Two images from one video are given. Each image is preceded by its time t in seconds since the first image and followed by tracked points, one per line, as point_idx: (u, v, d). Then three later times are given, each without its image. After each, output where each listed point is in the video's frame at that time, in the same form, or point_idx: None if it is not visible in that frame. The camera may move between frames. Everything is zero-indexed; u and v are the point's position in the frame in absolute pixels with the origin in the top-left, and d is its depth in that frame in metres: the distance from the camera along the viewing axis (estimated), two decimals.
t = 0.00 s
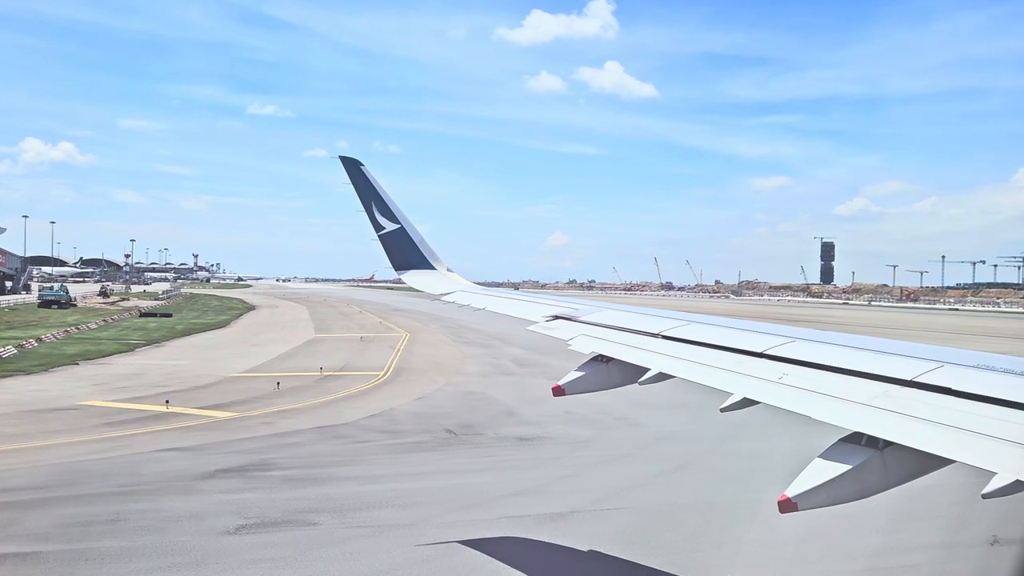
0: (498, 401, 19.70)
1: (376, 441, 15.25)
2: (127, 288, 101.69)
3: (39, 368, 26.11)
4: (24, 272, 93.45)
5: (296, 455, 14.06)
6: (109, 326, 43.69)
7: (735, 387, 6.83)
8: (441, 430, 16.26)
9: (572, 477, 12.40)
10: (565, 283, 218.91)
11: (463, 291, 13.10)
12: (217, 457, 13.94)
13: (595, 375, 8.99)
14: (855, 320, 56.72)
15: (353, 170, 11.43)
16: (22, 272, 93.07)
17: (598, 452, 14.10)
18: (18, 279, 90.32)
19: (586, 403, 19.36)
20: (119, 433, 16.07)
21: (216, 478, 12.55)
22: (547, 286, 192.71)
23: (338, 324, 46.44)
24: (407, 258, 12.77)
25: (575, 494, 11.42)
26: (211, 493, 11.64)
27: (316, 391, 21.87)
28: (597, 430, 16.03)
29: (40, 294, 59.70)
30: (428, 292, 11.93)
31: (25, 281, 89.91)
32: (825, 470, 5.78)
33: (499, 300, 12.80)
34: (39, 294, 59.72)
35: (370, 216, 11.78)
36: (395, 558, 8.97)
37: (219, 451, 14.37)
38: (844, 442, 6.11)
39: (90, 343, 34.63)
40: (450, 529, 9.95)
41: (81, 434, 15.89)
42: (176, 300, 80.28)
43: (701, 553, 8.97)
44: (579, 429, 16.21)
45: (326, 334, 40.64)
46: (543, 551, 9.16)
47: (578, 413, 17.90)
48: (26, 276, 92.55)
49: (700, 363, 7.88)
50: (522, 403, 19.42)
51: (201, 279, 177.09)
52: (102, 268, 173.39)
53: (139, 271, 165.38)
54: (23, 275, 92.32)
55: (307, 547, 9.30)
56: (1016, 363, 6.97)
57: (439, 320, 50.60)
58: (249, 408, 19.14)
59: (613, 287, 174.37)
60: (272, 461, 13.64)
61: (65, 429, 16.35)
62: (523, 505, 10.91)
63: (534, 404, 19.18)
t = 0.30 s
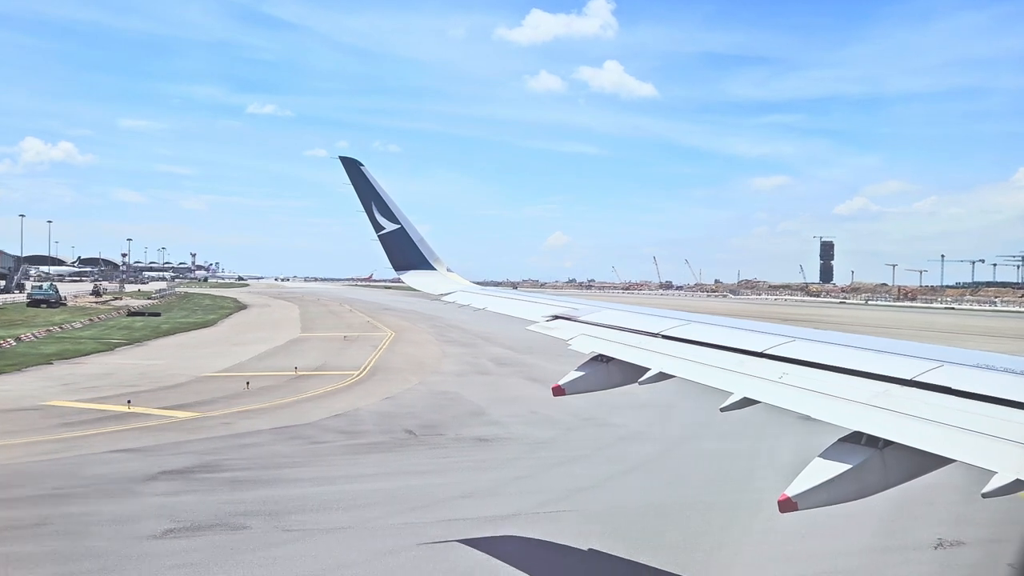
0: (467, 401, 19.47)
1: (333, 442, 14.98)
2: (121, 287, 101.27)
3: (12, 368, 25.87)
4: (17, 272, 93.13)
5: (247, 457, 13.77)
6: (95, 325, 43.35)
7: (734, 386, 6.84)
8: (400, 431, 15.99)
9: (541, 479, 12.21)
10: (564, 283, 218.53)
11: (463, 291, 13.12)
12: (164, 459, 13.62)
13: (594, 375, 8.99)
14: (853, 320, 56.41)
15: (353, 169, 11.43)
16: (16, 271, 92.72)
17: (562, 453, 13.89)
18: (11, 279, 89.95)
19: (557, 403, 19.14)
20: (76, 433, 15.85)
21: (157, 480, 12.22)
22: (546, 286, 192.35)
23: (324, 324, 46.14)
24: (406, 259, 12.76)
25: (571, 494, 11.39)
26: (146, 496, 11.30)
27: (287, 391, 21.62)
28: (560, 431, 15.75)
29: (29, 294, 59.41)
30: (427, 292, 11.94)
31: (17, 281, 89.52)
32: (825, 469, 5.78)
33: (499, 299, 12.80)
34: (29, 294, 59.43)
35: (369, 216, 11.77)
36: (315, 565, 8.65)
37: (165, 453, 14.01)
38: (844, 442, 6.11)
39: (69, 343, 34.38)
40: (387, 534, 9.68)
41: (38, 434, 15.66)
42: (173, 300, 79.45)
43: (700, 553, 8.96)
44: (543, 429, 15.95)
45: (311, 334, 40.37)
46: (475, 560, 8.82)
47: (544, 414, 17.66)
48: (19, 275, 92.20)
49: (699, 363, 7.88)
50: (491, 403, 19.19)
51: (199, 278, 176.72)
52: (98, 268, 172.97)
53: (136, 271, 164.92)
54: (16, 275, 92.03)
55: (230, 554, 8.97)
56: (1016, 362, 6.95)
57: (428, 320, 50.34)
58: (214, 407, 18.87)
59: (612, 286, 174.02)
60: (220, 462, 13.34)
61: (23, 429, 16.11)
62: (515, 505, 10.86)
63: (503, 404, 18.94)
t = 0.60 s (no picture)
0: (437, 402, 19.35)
1: (290, 443, 14.85)
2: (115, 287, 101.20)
3: None
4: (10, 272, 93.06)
5: (201, 458, 13.64)
6: (81, 325, 43.24)
7: (734, 386, 6.83)
8: (359, 432, 15.86)
9: (507, 480, 12.08)
10: (563, 283, 218.61)
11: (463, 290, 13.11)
12: (116, 460, 13.48)
13: (594, 374, 8.99)
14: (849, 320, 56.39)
15: (353, 169, 11.43)
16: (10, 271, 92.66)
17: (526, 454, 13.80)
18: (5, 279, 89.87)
19: (526, 403, 19.05)
20: (34, 433, 15.73)
21: (101, 482, 12.04)
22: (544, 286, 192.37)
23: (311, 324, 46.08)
24: (407, 259, 12.77)
25: (567, 494, 11.39)
26: (81, 499, 11.10)
27: (256, 391, 21.53)
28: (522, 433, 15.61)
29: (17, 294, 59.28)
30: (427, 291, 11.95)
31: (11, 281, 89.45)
32: (825, 469, 5.78)
33: (500, 299, 12.78)
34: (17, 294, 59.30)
35: (369, 215, 11.77)
36: (247, 571, 8.46)
37: (113, 455, 13.84)
38: (844, 441, 6.11)
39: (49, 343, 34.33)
40: (327, 538, 9.50)
41: None
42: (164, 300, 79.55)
43: (699, 552, 8.96)
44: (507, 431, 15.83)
45: (296, 334, 40.35)
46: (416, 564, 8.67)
47: (511, 415, 17.53)
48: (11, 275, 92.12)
49: (700, 363, 7.86)
50: (458, 403, 19.11)
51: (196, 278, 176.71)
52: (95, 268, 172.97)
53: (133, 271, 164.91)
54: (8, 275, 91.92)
55: (151, 559, 8.78)
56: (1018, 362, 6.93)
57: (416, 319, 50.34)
58: (179, 408, 18.76)
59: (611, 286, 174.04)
60: (172, 463, 13.23)
61: None
62: (509, 505, 10.86)
63: (471, 405, 18.82)
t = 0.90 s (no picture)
0: (406, 403, 19.43)
1: (250, 445, 14.80)
2: (108, 288, 101.53)
3: None
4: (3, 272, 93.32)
5: (159, 460, 13.60)
6: (65, 325, 43.36)
7: (733, 385, 6.83)
8: (316, 435, 15.80)
9: (490, 481, 12.10)
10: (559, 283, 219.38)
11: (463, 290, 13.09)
12: (76, 462, 13.47)
13: (594, 374, 8.99)
14: (843, 320, 56.77)
15: (353, 169, 11.43)
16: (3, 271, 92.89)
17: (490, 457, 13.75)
18: None
19: (497, 404, 19.06)
20: None
21: (53, 484, 12.07)
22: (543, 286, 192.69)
23: (298, 324, 46.17)
24: (407, 259, 12.77)
25: (564, 494, 11.39)
26: (34, 500, 11.14)
27: (224, 392, 21.53)
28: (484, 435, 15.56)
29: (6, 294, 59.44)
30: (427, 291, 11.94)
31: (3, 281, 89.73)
32: (826, 469, 5.78)
33: (500, 299, 12.77)
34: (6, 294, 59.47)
35: (369, 215, 11.77)
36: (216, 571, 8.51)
37: (68, 457, 13.83)
38: (844, 441, 6.11)
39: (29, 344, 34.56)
40: (278, 542, 9.46)
41: None
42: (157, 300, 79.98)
43: (698, 553, 8.94)
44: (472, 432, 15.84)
45: (281, 334, 40.53)
46: (369, 568, 8.62)
47: (477, 417, 17.50)
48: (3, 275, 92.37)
49: (700, 363, 7.86)
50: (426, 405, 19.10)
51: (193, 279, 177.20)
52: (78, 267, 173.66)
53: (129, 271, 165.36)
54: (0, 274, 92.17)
55: (86, 562, 8.76)
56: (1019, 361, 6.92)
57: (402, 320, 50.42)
58: (146, 409, 18.78)
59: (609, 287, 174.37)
60: (129, 466, 13.22)
61: None
62: (498, 506, 10.87)
63: (439, 407, 18.82)
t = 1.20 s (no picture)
0: (378, 403, 19.66)
1: (216, 446, 14.87)
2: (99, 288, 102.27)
3: None
4: None
5: (126, 461, 13.63)
6: (49, 325, 43.79)
7: (734, 386, 6.83)
8: (276, 434, 16.02)
9: (472, 481, 12.19)
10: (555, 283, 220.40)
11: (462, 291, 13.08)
12: (42, 462, 13.42)
13: (594, 375, 8.99)
14: (831, 320, 57.58)
15: (353, 170, 11.43)
16: None
17: (461, 458, 13.74)
18: None
19: (466, 406, 18.99)
20: None
21: (14, 482, 12.18)
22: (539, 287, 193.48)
23: (283, 325, 46.28)
24: (407, 259, 12.77)
25: (559, 495, 11.40)
26: None
27: (192, 393, 21.56)
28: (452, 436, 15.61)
29: None
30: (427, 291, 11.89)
31: None
32: (826, 469, 5.78)
33: (501, 299, 12.77)
34: None
35: (368, 215, 11.76)
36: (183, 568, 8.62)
37: (29, 456, 13.95)
38: (843, 442, 6.10)
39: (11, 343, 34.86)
40: (248, 545, 9.40)
41: None
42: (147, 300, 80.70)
43: (698, 553, 8.96)
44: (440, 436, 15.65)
45: (264, 334, 40.84)
46: (342, 568, 8.61)
47: (446, 417, 17.65)
48: None
49: (700, 364, 7.85)
50: (394, 407, 18.99)
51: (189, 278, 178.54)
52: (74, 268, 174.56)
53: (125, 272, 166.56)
54: None
55: (43, 560, 8.80)
56: (1017, 362, 6.93)
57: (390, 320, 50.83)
58: (116, 411, 18.72)
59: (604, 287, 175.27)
60: (95, 466, 13.16)
61: None
62: (484, 506, 10.92)
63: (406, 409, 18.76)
